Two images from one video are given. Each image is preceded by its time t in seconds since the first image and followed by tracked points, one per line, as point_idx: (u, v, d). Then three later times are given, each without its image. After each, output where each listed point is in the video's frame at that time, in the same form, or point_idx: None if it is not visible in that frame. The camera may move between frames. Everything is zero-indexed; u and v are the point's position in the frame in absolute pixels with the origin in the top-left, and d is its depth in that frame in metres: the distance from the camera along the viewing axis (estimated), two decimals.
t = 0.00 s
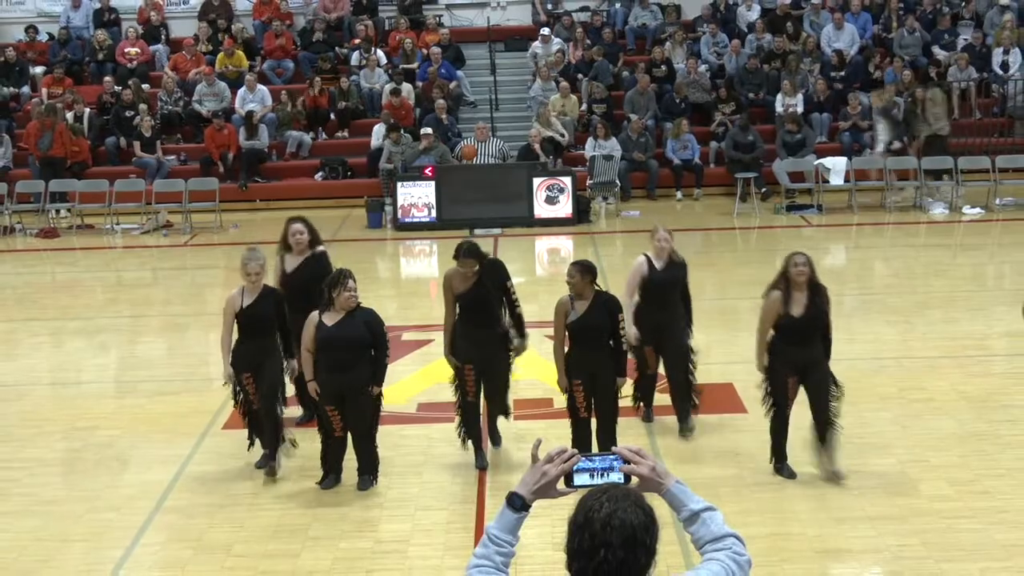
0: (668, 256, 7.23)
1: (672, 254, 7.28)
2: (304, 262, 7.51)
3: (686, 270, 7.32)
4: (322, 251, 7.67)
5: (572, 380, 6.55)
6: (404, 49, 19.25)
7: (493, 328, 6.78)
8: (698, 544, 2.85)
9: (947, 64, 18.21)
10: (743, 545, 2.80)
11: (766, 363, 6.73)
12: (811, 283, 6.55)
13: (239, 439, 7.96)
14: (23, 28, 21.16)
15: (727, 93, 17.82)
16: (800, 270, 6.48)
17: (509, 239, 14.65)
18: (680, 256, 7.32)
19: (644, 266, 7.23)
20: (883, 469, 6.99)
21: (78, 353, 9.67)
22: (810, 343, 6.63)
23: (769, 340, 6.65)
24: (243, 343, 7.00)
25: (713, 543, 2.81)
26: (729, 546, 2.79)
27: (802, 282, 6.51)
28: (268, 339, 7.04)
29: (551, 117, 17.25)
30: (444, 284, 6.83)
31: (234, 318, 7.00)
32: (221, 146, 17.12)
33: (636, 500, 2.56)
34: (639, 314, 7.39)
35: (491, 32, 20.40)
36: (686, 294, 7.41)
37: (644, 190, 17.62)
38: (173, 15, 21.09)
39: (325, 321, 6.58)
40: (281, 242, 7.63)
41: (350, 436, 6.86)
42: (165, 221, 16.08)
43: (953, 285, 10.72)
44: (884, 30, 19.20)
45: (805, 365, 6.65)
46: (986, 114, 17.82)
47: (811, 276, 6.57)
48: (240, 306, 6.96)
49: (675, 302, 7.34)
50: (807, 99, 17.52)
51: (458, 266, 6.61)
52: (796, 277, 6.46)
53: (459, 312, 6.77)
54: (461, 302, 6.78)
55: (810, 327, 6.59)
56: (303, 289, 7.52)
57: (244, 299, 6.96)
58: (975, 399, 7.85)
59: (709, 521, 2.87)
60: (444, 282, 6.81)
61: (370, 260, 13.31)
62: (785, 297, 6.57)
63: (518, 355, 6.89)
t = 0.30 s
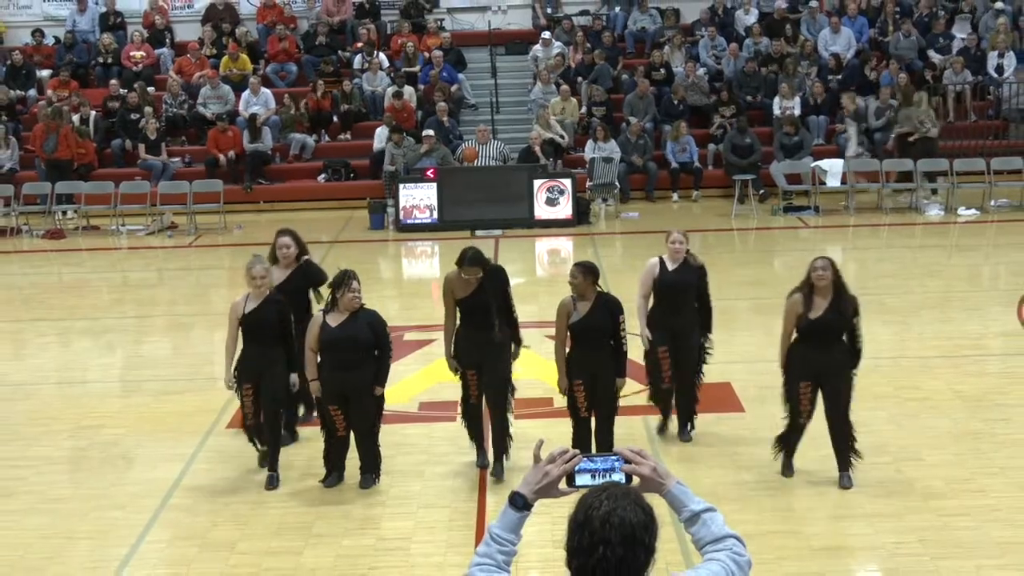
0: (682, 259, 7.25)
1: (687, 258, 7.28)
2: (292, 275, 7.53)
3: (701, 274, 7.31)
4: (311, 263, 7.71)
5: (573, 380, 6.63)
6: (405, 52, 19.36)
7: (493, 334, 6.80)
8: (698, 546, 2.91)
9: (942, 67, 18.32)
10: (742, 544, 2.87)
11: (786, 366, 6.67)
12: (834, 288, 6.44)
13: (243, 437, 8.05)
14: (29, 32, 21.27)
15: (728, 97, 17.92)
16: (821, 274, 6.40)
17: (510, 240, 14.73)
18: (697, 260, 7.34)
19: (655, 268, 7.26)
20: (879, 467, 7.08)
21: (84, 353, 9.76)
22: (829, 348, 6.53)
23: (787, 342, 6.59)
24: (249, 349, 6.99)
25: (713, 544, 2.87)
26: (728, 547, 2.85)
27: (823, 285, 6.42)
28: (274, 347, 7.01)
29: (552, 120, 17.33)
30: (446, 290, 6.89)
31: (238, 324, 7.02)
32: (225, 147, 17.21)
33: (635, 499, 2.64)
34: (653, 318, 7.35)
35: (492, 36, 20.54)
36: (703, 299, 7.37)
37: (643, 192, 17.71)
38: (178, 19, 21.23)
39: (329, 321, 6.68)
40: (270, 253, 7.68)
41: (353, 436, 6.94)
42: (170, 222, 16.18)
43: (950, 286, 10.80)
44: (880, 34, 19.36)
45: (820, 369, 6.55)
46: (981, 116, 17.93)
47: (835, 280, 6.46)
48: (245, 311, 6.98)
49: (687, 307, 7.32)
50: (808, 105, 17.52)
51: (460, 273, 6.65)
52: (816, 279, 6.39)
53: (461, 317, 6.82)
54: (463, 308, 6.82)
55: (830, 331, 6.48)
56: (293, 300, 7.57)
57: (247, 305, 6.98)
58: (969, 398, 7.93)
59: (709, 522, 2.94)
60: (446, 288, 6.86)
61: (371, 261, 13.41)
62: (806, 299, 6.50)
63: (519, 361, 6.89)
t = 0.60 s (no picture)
0: (682, 270, 7.26)
1: (688, 267, 7.30)
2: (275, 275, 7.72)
3: (703, 284, 7.32)
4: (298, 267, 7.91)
5: (572, 377, 6.80)
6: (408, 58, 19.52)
7: (496, 334, 6.93)
8: (699, 560, 2.93)
9: (932, 72, 18.52)
10: (742, 558, 2.88)
11: (791, 363, 6.77)
12: (835, 287, 6.52)
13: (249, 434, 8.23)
14: (40, 37, 21.47)
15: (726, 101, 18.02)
16: (821, 275, 6.48)
17: (510, 242, 14.89)
18: (698, 272, 7.35)
19: (656, 281, 7.27)
20: (870, 463, 7.25)
21: (95, 351, 9.93)
22: (832, 347, 6.58)
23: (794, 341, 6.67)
24: (254, 349, 7.13)
25: (714, 558, 2.88)
26: (725, 560, 2.86)
27: (824, 284, 6.52)
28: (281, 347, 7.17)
29: (551, 124, 17.46)
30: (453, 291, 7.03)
31: (244, 324, 7.16)
32: (230, 151, 17.38)
33: (633, 496, 2.66)
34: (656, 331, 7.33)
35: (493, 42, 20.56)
36: (703, 310, 7.35)
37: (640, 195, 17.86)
38: (186, 25, 21.50)
39: (334, 320, 6.84)
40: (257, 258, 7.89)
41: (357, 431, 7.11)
42: (176, 224, 16.37)
43: (940, 285, 10.97)
44: (872, 39, 19.45)
45: (824, 367, 6.61)
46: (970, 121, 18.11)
47: (837, 281, 6.52)
48: (251, 312, 7.12)
49: (689, 317, 7.30)
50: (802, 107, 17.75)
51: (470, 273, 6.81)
52: (814, 279, 6.50)
53: (465, 317, 6.95)
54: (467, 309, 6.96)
55: (831, 330, 6.56)
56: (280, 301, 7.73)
57: (253, 305, 7.12)
58: (957, 396, 8.10)
59: (710, 538, 2.95)
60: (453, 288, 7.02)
61: (374, 261, 13.59)
62: (808, 298, 6.61)
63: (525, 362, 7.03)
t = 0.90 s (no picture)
0: (681, 274, 7.38)
1: (685, 271, 7.42)
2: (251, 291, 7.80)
3: (701, 289, 7.46)
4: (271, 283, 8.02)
5: (563, 373, 7.14)
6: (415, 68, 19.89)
7: (497, 330, 7.29)
8: (693, 553, 3.06)
9: (913, 81, 18.91)
10: (734, 553, 3.01)
11: (777, 363, 7.08)
12: (816, 285, 6.86)
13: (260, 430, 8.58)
14: (60, 48, 21.98)
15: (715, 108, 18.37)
16: (801, 274, 6.84)
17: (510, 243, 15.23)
18: (695, 276, 7.51)
19: (659, 286, 7.37)
20: (851, 454, 7.60)
21: (113, 348, 10.28)
22: (815, 343, 6.91)
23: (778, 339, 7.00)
24: (261, 349, 7.44)
25: (707, 552, 3.01)
26: (718, 554, 2.99)
27: (805, 284, 6.87)
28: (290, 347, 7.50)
29: (549, 132, 17.88)
30: (454, 291, 7.32)
31: (252, 325, 7.45)
32: (242, 156, 17.70)
33: (629, 484, 2.68)
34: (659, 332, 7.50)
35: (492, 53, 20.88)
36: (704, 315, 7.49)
37: (634, 198, 18.21)
38: (200, 37, 21.99)
39: (343, 318, 7.19)
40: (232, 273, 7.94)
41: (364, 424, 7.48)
42: (191, 227, 16.70)
43: (922, 284, 11.32)
44: (854, 50, 19.84)
45: (808, 365, 6.93)
46: (949, 127, 18.51)
47: (817, 279, 6.87)
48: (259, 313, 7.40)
49: (689, 320, 7.45)
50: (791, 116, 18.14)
51: (479, 272, 7.12)
52: (794, 280, 6.86)
53: (468, 317, 7.25)
54: (468, 309, 7.26)
55: (815, 327, 6.88)
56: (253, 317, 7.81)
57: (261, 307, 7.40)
58: (936, 390, 8.45)
59: (704, 532, 3.08)
60: (455, 289, 7.31)
61: (379, 261, 13.94)
62: (792, 297, 6.96)
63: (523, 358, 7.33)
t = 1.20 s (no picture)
0: (685, 281, 7.52)
1: (689, 279, 7.56)
2: (243, 291, 7.97)
3: (702, 296, 7.57)
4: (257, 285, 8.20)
5: (559, 371, 7.47)
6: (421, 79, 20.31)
7: (496, 330, 7.62)
8: (687, 540, 3.14)
9: (895, 89, 19.48)
10: (726, 541, 3.09)
11: (754, 360, 7.46)
12: (791, 287, 7.18)
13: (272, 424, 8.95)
14: (79, 59, 22.58)
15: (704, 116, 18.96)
16: (777, 277, 7.16)
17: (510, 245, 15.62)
18: (697, 283, 7.64)
19: (659, 291, 7.56)
20: (835, 447, 7.93)
21: (129, 345, 10.63)
22: (791, 342, 7.27)
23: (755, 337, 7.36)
24: (269, 348, 7.73)
25: (700, 540, 3.09)
26: (710, 543, 3.06)
27: (781, 285, 7.20)
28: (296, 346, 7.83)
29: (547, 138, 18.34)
30: (452, 293, 7.60)
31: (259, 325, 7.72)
32: (252, 163, 18.20)
33: (626, 476, 2.85)
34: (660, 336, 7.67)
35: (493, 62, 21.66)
36: (704, 319, 7.61)
37: (628, 203, 18.75)
38: (213, 48, 22.66)
39: (351, 318, 7.51)
40: (220, 273, 8.08)
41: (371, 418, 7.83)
42: (204, 229, 17.10)
43: (908, 284, 11.68)
44: (840, 60, 20.44)
45: (785, 363, 7.31)
46: (930, 134, 19.15)
47: (793, 281, 7.19)
48: (268, 313, 7.67)
49: (692, 326, 7.57)
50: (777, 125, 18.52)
51: (478, 264, 7.41)
52: (771, 281, 7.19)
53: (467, 318, 7.54)
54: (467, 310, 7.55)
55: (790, 327, 7.23)
56: (243, 317, 7.96)
57: (270, 307, 7.67)
58: (918, 386, 8.78)
59: (698, 520, 3.16)
60: (452, 291, 7.58)
61: (383, 263, 14.30)
62: (768, 298, 7.28)
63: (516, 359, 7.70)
